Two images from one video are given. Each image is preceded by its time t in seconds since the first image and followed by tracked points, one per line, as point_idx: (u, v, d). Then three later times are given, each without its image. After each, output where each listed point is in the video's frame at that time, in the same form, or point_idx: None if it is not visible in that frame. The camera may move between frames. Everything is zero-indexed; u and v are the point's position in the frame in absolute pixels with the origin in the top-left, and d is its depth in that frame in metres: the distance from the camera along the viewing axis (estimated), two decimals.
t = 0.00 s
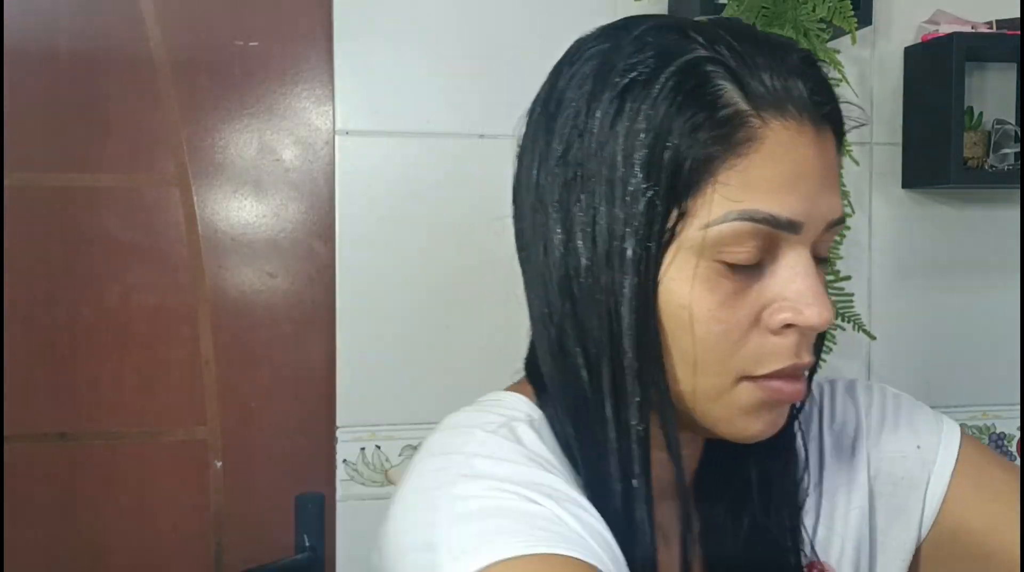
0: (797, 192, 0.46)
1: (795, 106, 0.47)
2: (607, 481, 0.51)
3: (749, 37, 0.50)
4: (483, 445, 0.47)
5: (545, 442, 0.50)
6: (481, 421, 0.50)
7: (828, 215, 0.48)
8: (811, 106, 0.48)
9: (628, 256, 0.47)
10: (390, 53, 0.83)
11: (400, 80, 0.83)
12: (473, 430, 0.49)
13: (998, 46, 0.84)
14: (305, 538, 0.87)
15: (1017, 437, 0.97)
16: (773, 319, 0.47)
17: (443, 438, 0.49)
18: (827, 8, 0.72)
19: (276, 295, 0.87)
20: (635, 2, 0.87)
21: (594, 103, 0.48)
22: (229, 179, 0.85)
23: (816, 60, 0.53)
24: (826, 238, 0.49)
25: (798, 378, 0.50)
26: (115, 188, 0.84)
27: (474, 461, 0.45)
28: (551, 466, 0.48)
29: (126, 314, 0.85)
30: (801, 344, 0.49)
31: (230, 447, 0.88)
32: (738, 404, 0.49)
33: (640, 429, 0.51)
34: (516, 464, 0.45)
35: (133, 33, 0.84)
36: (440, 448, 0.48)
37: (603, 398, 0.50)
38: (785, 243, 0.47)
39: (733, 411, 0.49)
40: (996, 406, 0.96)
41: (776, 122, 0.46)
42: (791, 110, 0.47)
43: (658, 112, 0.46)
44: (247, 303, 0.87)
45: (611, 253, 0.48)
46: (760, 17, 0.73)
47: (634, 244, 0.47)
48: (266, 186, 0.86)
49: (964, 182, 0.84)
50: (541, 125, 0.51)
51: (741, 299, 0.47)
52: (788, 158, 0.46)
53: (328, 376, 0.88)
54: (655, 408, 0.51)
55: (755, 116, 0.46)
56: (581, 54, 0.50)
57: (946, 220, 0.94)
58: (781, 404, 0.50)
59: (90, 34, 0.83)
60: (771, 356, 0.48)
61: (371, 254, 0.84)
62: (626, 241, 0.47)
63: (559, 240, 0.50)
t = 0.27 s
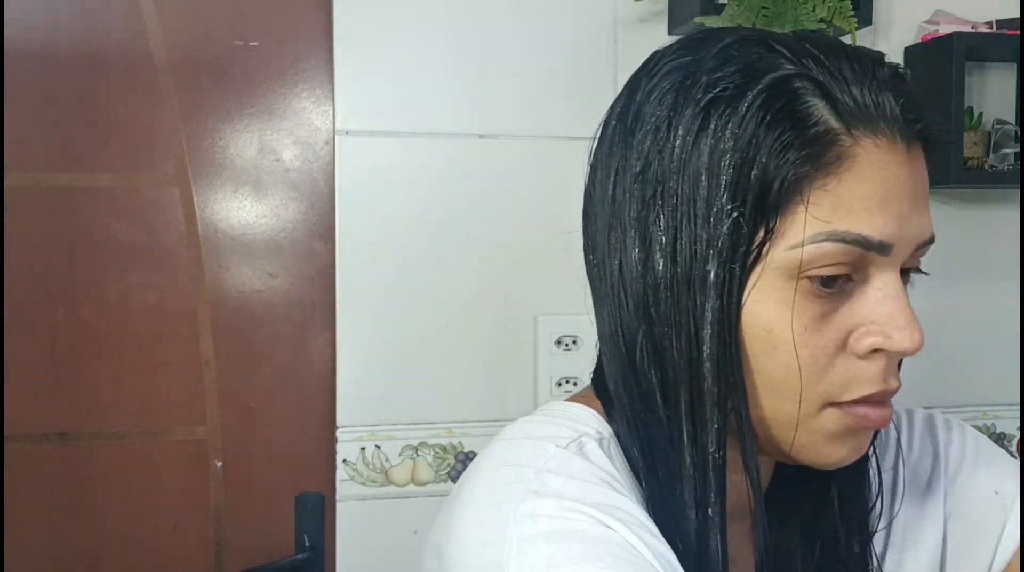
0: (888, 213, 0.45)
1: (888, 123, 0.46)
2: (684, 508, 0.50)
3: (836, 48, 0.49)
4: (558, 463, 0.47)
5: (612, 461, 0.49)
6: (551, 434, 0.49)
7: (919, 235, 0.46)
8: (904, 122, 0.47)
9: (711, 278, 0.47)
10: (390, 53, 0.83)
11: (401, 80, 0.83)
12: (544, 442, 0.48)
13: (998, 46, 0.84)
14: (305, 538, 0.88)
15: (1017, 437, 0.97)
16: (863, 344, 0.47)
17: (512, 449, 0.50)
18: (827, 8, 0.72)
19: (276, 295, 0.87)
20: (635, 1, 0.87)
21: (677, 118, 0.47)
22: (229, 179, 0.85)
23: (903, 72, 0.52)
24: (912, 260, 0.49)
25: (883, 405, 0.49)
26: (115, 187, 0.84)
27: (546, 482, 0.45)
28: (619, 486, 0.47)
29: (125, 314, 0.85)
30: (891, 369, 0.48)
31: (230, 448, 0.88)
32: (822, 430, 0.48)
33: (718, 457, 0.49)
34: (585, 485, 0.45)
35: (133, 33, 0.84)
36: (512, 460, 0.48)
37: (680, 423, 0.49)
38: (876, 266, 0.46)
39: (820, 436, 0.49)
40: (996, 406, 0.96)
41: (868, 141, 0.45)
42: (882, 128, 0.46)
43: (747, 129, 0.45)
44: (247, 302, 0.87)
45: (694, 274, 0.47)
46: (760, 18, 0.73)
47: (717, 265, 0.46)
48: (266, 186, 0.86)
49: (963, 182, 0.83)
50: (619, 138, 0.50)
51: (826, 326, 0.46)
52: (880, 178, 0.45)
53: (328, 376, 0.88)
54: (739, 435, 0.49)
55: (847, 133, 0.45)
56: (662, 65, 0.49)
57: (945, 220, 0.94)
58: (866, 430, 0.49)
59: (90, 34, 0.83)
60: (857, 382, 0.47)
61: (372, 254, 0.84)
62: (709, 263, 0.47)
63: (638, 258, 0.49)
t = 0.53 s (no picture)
0: (855, 228, 0.46)
1: (856, 138, 0.47)
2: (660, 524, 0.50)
3: (810, 67, 0.50)
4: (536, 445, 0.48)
5: (590, 451, 0.50)
6: (534, 422, 0.51)
7: (889, 241, 0.46)
8: (876, 138, 0.48)
9: (675, 291, 0.48)
10: (390, 53, 0.83)
11: (401, 80, 0.83)
12: (526, 427, 0.50)
13: (998, 46, 0.84)
14: (305, 538, 0.88)
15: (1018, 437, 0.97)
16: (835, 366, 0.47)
17: (494, 435, 0.51)
18: (827, 8, 0.72)
19: (276, 295, 0.87)
20: (636, 1, 0.87)
21: (646, 137, 0.50)
22: (229, 179, 0.85)
23: (887, 88, 0.52)
24: (889, 281, 0.49)
25: (860, 431, 0.49)
26: (115, 187, 0.84)
27: (522, 456, 0.46)
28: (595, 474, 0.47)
29: (125, 314, 0.85)
30: (868, 394, 0.48)
31: (230, 448, 0.88)
32: (796, 453, 0.49)
33: (687, 472, 0.49)
34: (560, 463, 0.46)
35: (133, 33, 0.84)
36: (493, 442, 0.50)
37: (650, 436, 0.51)
38: (845, 283, 0.47)
39: (795, 460, 0.49)
40: (996, 406, 0.96)
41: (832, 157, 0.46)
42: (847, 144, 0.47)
43: (708, 146, 0.47)
44: (247, 303, 0.87)
45: (659, 288, 0.49)
46: (760, 17, 0.73)
47: (680, 279, 0.48)
48: (266, 186, 0.86)
49: (964, 182, 0.84)
50: (599, 160, 0.54)
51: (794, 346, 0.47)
52: (845, 193, 0.46)
53: (328, 376, 0.88)
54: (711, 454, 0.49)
55: (812, 147, 0.47)
56: (638, 90, 0.52)
57: (946, 220, 0.94)
58: (845, 456, 0.49)
59: (90, 34, 0.83)
60: (832, 406, 0.48)
61: (373, 253, 0.84)
62: (673, 277, 0.48)
63: (611, 274, 0.51)
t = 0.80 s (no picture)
0: (830, 220, 0.45)
1: (830, 128, 0.47)
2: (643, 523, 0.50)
3: (784, 55, 0.50)
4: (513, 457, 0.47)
5: (570, 457, 0.50)
6: (511, 429, 0.50)
7: (874, 237, 0.46)
8: (851, 127, 0.47)
9: (650, 287, 0.48)
10: (389, 53, 0.83)
11: (400, 80, 0.83)
12: (503, 437, 0.49)
13: (998, 46, 0.84)
14: (305, 538, 0.88)
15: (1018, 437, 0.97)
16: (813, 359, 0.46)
17: (474, 445, 0.50)
18: (827, 8, 0.72)
19: (276, 295, 0.87)
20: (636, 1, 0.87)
21: (618, 131, 0.49)
22: (229, 179, 0.85)
23: (864, 75, 0.51)
24: (869, 272, 0.48)
25: (841, 424, 0.48)
26: (115, 187, 0.84)
27: (499, 472, 0.45)
28: (575, 483, 0.46)
29: (126, 314, 0.85)
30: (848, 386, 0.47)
31: (230, 448, 0.88)
32: (777, 448, 0.48)
33: (662, 471, 0.50)
34: (536, 479, 0.45)
35: (133, 33, 0.84)
36: (472, 454, 0.49)
37: (628, 434, 0.51)
38: (822, 275, 0.46)
39: (775, 455, 0.48)
40: (996, 406, 0.96)
41: (805, 147, 0.46)
42: (821, 134, 0.47)
43: (680, 140, 0.47)
44: (248, 303, 0.86)
45: (634, 284, 0.49)
46: (760, 18, 0.73)
47: (655, 274, 0.48)
48: (266, 186, 0.86)
49: (966, 182, 0.84)
50: (571, 154, 0.53)
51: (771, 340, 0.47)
52: (818, 184, 0.45)
53: (328, 376, 0.88)
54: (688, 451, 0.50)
55: (784, 138, 0.46)
56: (608, 82, 0.52)
57: (946, 220, 0.94)
58: (828, 450, 0.49)
59: (90, 34, 0.83)
60: (811, 401, 0.47)
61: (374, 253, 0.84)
62: (648, 272, 0.48)
63: (587, 270, 0.51)
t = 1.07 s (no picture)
0: (808, 199, 0.45)
1: (806, 111, 0.47)
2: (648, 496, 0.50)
3: (760, 42, 0.50)
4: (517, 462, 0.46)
5: (570, 451, 0.49)
6: (509, 430, 0.49)
7: (855, 223, 0.47)
8: (825, 110, 0.48)
9: (640, 269, 0.48)
10: (389, 52, 0.83)
11: (400, 80, 0.84)
12: (502, 439, 0.49)
13: (998, 46, 0.84)
14: (305, 538, 0.88)
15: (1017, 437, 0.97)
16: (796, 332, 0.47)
17: (473, 447, 0.50)
18: (827, 8, 0.72)
19: (276, 295, 0.87)
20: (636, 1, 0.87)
21: (603, 118, 0.49)
22: (229, 179, 0.85)
23: (836, 61, 0.52)
24: (846, 250, 0.49)
25: (824, 395, 0.49)
26: (115, 187, 0.84)
27: (505, 481, 0.45)
28: (580, 484, 0.46)
29: (126, 314, 0.85)
30: (830, 358, 0.48)
31: (230, 448, 0.88)
32: (762, 421, 0.49)
33: (663, 447, 0.49)
34: (543, 486, 0.45)
35: (133, 33, 0.84)
36: (473, 459, 0.48)
37: (625, 415, 0.50)
38: (802, 252, 0.46)
39: (759, 427, 0.49)
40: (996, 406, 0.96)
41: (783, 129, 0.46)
42: (799, 117, 0.47)
43: (663, 125, 0.47)
44: (248, 302, 0.87)
45: (624, 268, 0.49)
46: (760, 18, 0.73)
47: (644, 256, 0.48)
48: (266, 186, 0.86)
49: (966, 182, 0.84)
50: (558, 146, 0.53)
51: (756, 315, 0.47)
52: (797, 166, 0.46)
53: (328, 376, 0.88)
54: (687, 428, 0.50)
55: (763, 122, 0.46)
56: (593, 73, 0.51)
57: (945, 220, 0.94)
58: (811, 421, 0.49)
59: (90, 34, 0.83)
60: (794, 372, 0.47)
61: (375, 253, 0.84)
62: (637, 255, 0.48)
63: (578, 255, 0.51)
